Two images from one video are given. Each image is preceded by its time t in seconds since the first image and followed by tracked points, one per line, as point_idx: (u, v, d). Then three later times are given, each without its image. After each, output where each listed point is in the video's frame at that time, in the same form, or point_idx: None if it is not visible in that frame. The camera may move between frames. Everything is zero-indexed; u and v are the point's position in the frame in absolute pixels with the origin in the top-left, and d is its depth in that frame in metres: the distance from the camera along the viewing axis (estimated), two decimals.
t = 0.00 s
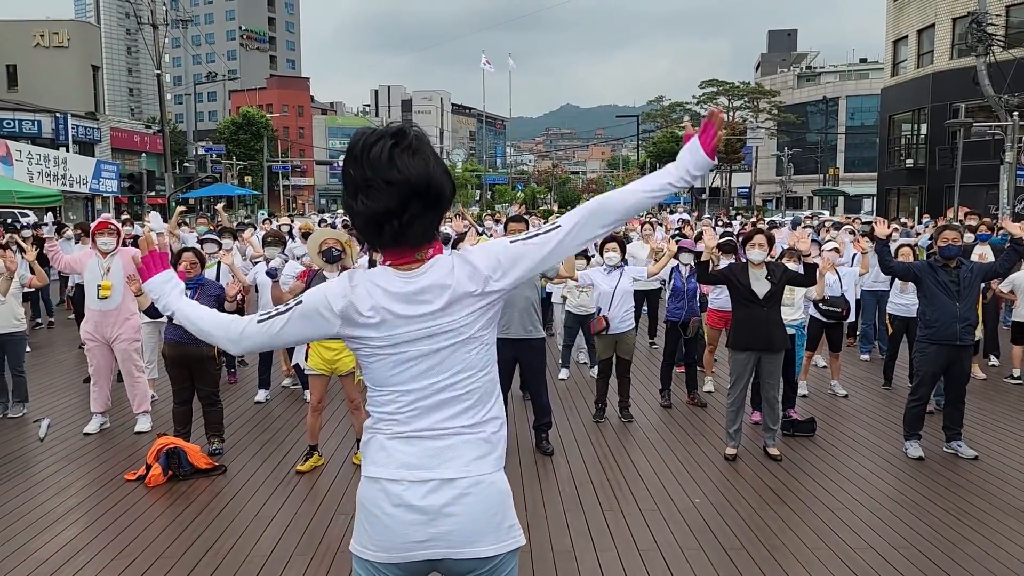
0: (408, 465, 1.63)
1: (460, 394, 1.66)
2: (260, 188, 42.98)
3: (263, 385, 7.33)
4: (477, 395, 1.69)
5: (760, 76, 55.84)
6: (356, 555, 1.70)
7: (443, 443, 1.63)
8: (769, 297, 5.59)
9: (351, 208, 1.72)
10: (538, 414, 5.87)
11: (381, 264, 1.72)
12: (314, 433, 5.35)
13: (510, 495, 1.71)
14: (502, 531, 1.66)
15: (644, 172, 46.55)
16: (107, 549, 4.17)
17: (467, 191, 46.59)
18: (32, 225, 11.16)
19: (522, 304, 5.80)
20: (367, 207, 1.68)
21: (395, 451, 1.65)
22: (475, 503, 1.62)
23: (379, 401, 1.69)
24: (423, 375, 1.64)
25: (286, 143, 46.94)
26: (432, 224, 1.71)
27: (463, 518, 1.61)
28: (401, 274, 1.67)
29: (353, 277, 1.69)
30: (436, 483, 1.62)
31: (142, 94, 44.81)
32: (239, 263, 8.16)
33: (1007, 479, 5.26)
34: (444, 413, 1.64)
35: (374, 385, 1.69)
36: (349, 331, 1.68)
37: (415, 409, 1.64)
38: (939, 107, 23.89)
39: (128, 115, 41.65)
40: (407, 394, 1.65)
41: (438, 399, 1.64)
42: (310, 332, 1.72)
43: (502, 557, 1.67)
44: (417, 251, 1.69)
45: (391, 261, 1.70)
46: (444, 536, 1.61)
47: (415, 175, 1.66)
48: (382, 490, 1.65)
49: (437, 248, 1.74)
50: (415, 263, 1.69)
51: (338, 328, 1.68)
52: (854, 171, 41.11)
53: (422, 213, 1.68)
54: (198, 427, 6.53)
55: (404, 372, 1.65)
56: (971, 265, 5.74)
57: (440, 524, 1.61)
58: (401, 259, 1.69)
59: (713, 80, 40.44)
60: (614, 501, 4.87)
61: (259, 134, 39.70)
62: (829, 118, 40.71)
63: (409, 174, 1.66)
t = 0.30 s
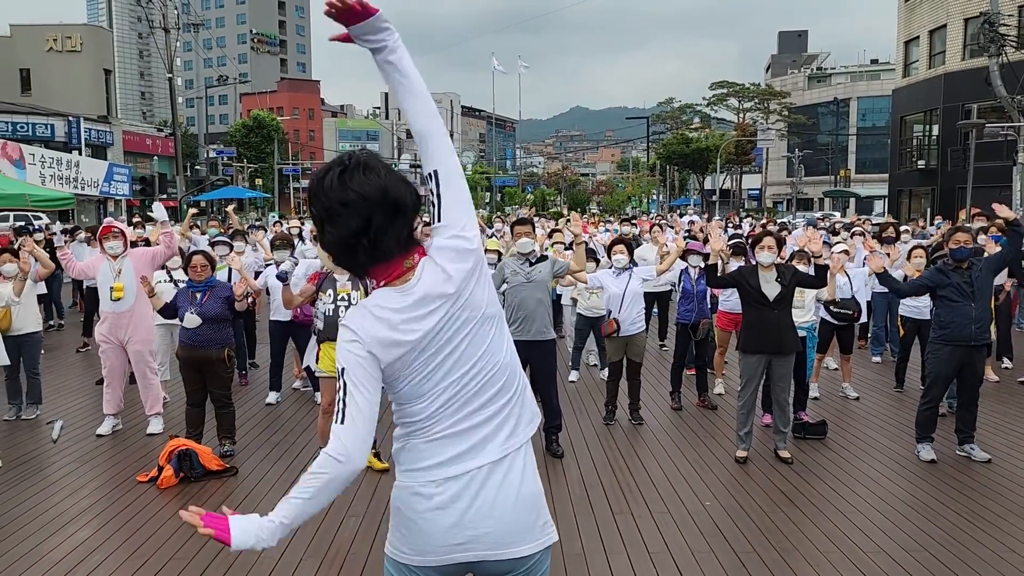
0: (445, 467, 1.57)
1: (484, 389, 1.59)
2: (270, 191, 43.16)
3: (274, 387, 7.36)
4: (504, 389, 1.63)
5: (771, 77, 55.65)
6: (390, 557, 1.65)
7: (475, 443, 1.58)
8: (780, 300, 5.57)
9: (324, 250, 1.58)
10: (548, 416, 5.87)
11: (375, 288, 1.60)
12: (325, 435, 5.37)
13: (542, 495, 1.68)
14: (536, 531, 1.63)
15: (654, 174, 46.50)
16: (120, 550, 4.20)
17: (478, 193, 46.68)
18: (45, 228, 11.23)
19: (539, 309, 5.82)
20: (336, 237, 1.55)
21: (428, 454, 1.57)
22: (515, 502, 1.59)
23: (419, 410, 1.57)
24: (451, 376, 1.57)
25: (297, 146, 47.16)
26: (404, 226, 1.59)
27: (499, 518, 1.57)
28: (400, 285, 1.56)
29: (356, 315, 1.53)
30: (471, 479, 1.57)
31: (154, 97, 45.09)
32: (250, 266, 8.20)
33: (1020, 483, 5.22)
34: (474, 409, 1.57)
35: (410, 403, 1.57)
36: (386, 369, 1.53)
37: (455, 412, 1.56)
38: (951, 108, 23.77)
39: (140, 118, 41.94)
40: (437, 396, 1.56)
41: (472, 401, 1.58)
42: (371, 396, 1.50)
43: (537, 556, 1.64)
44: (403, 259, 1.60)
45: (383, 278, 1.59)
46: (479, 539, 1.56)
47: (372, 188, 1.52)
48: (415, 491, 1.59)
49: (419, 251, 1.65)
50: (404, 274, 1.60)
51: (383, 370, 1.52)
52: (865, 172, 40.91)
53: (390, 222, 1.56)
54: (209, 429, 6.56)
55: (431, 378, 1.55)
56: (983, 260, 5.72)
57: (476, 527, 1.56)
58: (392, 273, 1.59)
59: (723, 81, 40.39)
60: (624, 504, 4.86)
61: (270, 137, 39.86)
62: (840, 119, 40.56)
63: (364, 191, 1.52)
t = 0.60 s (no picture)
0: (455, 466, 1.55)
1: (492, 393, 1.59)
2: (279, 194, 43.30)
3: (283, 389, 7.37)
4: (513, 397, 1.64)
5: (779, 78, 55.55)
6: (392, 562, 1.62)
7: (486, 446, 1.57)
8: (789, 302, 5.55)
9: (338, 248, 1.59)
10: (557, 419, 5.87)
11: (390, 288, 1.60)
12: (333, 437, 5.38)
13: (547, 498, 1.67)
14: (542, 534, 1.62)
15: (662, 176, 46.47)
16: (131, 551, 4.21)
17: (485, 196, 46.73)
18: (55, 231, 11.27)
19: (556, 307, 5.82)
20: (353, 235, 1.56)
21: (438, 458, 1.56)
22: (522, 507, 1.59)
23: (426, 408, 1.56)
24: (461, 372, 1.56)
25: (305, 148, 47.33)
26: (424, 232, 1.60)
27: (506, 523, 1.56)
28: (415, 286, 1.58)
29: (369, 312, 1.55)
30: (481, 483, 1.56)
31: (163, 101, 45.30)
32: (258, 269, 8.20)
33: None
34: (484, 413, 1.58)
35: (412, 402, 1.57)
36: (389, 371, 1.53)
37: (465, 414, 1.56)
38: (960, 109, 23.69)
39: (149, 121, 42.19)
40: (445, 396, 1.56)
41: (480, 399, 1.58)
42: (385, 404, 1.53)
43: (543, 560, 1.62)
44: (424, 262, 1.61)
45: (401, 279, 1.59)
46: (486, 543, 1.55)
47: (393, 193, 1.54)
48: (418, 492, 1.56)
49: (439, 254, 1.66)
50: (425, 270, 1.61)
51: (392, 371, 1.53)
52: (873, 174, 40.77)
53: (409, 225, 1.57)
54: (220, 431, 6.58)
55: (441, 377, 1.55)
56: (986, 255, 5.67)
57: (482, 529, 1.54)
58: (408, 276, 1.59)
59: (731, 83, 40.36)
60: (633, 506, 4.85)
61: (278, 140, 40.01)
62: (848, 121, 40.42)
63: (384, 196, 1.53)
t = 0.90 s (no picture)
0: (414, 473, 1.64)
1: (463, 406, 1.65)
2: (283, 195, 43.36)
3: (288, 390, 7.39)
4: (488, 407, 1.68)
5: (783, 79, 55.45)
6: (360, 558, 1.73)
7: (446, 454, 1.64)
8: (794, 305, 5.55)
9: (422, 196, 1.71)
10: (562, 419, 5.89)
11: (424, 265, 1.74)
12: (339, 437, 5.38)
13: (515, 503, 1.72)
14: (502, 539, 1.66)
15: (666, 177, 46.41)
16: (137, 551, 4.23)
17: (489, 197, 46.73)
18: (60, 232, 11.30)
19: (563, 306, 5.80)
20: (443, 201, 1.67)
21: (402, 464, 1.66)
22: (480, 516, 1.63)
23: (391, 380, 1.71)
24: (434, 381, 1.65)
25: (309, 150, 47.40)
26: (492, 242, 1.71)
27: (465, 528, 1.61)
28: (437, 281, 1.67)
29: (393, 273, 1.72)
30: (438, 491, 1.63)
31: (168, 102, 45.40)
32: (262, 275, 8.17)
33: None
34: (449, 423, 1.65)
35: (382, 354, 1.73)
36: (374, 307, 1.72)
37: (423, 418, 1.66)
38: (966, 109, 23.62)
39: (154, 123, 42.28)
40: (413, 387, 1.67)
41: (444, 410, 1.65)
42: (352, 294, 1.75)
43: (506, 565, 1.67)
44: (462, 262, 1.70)
45: (435, 262, 1.71)
46: (443, 545, 1.61)
47: (502, 188, 1.66)
48: (380, 491, 1.68)
49: (482, 264, 1.73)
50: (458, 271, 1.70)
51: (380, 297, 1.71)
52: (878, 174, 40.65)
53: (494, 227, 1.69)
54: (226, 432, 6.61)
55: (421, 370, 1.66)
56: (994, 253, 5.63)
57: (439, 533, 1.61)
58: (444, 261, 1.70)
59: (735, 83, 40.31)
60: (638, 507, 4.86)
61: (282, 141, 40.09)
62: (853, 121, 40.35)
63: (496, 185, 1.66)
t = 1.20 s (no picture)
0: (394, 472, 1.59)
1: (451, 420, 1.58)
2: (285, 196, 43.42)
3: (290, 391, 7.40)
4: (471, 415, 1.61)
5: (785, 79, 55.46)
6: (338, 559, 1.69)
7: (421, 457, 1.57)
8: (796, 304, 5.55)
9: (495, 206, 1.65)
10: (562, 420, 5.88)
11: (459, 270, 1.68)
12: (342, 438, 5.39)
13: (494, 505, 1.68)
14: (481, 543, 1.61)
15: (668, 177, 46.43)
16: (139, 552, 4.24)
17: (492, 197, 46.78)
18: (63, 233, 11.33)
19: (560, 309, 5.84)
20: (514, 224, 1.61)
21: (379, 465, 1.62)
22: (457, 519, 1.57)
23: (389, 359, 1.64)
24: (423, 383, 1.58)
25: (311, 150, 47.46)
26: (527, 284, 1.68)
27: (444, 532, 1.56)
28: (467, 293, 1.62)
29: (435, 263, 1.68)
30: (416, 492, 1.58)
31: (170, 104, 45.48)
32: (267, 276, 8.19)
33: None
34: (424, 426, 1.58)
35: (389, 328, 1.67)
36: (404, 272, 1.66)
37: (402, 420, 1.60)
38: (968, 110, 23.61)
39: (156, 124, 42.35)
40: (403, 382, 1.61)
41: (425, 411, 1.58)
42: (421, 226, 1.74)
43: (482, 568, 1.63)
44: (494, 284, 1.64)
45: (469, 273, 1.66)
46: (421, 546, 1.57)
47: (570, 241, 1.65)
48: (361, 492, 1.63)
49: (504, 295, 1.67)
50: (485, 291, 1.64)
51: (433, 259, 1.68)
52: (880, 175, 40.64)
53: (533, 277, 1.66)
54: (227, 433, 6.61)
55: (413, 372, 1.59)
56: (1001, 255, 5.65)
57: (418, 536, 1.56)
58: (480, 276, 1.64)
59: (737, 84, 40.32)
60: (639, 508, 4.85)
61: (284, 142, 40.15)
62: (855, 121, 40.34)
63: (569, 234, 1.64)
